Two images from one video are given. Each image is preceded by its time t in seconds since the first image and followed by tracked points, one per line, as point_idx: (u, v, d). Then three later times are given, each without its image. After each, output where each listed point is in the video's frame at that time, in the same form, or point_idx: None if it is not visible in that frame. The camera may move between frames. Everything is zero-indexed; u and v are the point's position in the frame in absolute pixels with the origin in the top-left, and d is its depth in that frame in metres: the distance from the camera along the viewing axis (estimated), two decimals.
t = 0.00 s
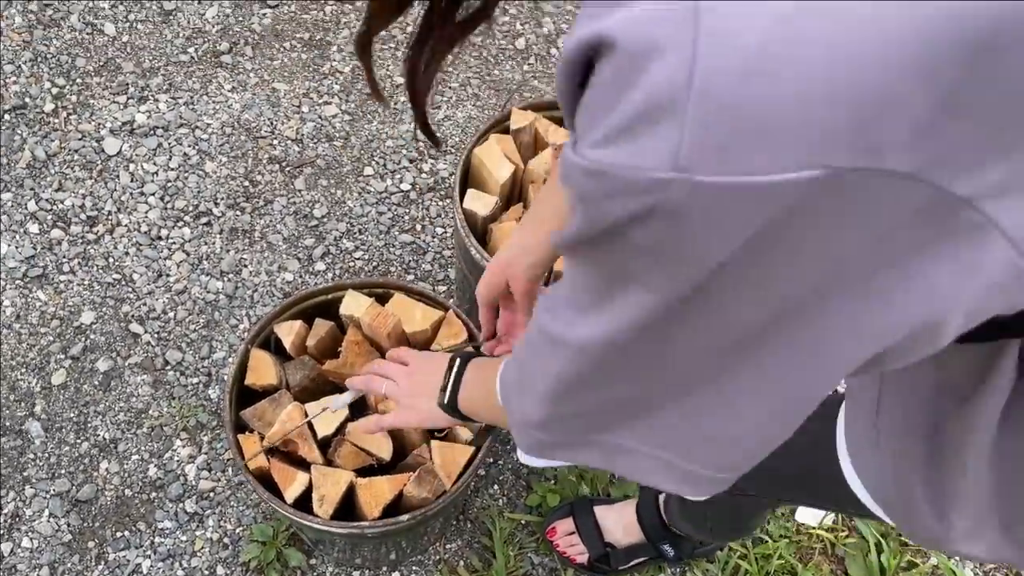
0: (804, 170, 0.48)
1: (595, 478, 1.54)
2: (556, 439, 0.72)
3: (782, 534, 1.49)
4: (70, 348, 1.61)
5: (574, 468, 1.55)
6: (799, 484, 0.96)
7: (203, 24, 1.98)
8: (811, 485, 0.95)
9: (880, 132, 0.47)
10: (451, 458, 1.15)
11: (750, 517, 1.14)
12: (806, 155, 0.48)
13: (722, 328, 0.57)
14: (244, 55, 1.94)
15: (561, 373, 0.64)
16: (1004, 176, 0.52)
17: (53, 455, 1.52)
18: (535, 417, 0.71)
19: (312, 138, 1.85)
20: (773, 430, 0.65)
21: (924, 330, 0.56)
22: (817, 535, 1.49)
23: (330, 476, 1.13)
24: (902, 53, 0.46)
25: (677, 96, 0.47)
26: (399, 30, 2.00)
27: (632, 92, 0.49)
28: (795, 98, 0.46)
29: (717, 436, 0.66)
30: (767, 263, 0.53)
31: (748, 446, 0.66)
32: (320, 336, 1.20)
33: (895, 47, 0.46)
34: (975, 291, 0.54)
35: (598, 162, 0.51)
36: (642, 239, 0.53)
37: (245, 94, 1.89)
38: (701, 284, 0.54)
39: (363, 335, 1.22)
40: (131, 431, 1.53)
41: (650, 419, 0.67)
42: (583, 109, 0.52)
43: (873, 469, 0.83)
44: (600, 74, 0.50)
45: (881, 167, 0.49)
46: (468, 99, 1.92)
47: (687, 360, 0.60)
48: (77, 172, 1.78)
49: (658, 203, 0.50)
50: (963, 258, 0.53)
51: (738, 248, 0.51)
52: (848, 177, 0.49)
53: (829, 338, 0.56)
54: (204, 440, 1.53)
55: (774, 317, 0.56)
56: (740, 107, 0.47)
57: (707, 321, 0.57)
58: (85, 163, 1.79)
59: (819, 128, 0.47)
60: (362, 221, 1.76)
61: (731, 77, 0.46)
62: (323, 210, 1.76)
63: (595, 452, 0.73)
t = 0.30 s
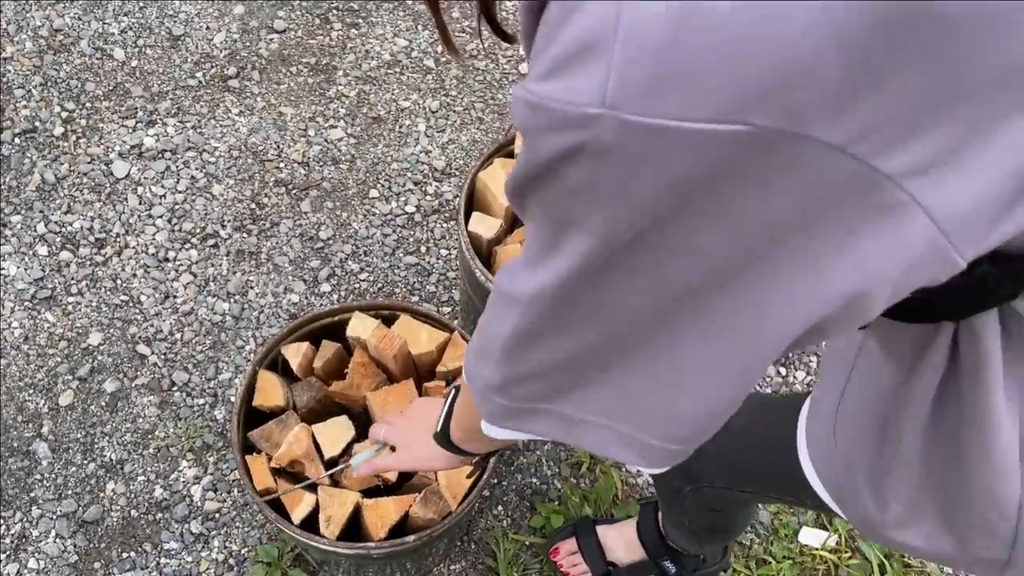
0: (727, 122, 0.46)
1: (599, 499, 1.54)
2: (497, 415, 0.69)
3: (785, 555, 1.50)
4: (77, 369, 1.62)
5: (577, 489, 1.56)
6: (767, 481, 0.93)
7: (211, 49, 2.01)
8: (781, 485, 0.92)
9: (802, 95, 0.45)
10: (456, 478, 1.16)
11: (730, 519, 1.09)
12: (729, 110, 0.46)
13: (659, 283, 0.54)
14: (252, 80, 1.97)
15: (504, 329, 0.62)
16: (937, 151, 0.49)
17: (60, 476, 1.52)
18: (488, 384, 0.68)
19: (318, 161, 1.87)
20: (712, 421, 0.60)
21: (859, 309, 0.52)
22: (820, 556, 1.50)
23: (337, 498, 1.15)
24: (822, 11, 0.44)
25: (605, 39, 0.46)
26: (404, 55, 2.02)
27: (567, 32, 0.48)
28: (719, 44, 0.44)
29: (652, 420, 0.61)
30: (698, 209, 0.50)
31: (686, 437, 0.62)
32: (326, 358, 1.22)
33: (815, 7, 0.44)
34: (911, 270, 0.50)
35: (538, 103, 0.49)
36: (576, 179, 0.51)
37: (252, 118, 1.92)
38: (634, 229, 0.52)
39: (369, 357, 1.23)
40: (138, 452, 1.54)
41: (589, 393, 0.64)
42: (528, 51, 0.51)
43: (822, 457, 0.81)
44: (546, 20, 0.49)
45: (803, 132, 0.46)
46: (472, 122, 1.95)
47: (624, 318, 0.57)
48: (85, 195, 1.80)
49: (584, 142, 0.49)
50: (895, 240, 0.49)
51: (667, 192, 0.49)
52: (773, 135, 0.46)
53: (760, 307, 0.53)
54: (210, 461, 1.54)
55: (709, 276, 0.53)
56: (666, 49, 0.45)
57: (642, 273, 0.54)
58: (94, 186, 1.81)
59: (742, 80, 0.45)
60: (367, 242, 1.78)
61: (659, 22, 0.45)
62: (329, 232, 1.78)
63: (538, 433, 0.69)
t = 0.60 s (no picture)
0: (735, 101, 0.47)
1: (602, 518, 1.54)
2: (476, 390, 0.69)
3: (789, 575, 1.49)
4: (79, 389, 1.62)
5: (580, 508, 1.56)
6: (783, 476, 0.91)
7: (214, 70, 2.02)
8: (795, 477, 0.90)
9: (811, 82, 0.46)
10: (459, 497, 1.15)
11: (736, 523, 1.08)
12: (738, 92, 0.47)
13: (656, 259, 0.55)
14: (255, 100, 1.98)
15: (494, 298, 0.62)
16: (951, 145, 0.49)
17: (61, 495, 1.52)
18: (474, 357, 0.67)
19: (321, 181, 1.88)
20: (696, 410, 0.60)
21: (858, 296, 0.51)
22: None
23: (340, 516, 1.14)
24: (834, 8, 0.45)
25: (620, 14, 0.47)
26: (406, 75, 2.04)
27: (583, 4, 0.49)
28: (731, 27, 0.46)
29: (636, 403, 0.61)
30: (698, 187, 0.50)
31: (666, 424, 0.62)
32: (330, 376, 1.22)
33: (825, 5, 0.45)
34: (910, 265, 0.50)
35: (549, 62, 0.51)
36: (580, 148, 0.52)
37: (256, 138, 1.93)
38: (635, 204, 0.52)
39: (373, 374, 1.24)
40: (139, 471, 1.54)
41: (575, 375, 0.63)
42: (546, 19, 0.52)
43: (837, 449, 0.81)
44: None
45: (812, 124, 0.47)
46: (474, 142, 1.96)
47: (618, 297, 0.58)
48: (89, 215, 1.81)
49: (590, 112, 0.50)
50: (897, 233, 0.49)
51: (672, 168, 0.50)
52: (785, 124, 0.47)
53: (757, 289, 0.53)
54: (212, 480, 1.53)
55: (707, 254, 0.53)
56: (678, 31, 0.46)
57: (644, 246, 0.54)
58: (98, 206, 1.82)
59: (754, 64, 0.46)
60: (369, 261, 1.78)
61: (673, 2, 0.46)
62: (331, 251, 1.79)
63: (516, 415, 0.68)
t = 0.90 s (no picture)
0: (769, 101, 0.44)
1: (602, 537, 1.53)
2: (493, 390, 0.66)
3: None
4: (80, 408, 1.62)
5: (581, 526, 1.55)
6: (802, 484, 0.91)
7: (216, 90, 2.04)
8: (814, 484, 0.90)
9: (840, 78, 0.43)
10: (461, 516, 1.15)
11: (754, 539, 1.08)
12: (768, 92, 0.44)
13: (686, 262, 0.51)
14: (256, 120, 2.00)
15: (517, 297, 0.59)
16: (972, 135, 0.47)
17: (61, 515, 1.52)
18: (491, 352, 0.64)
19: (322, 200, 1.89)
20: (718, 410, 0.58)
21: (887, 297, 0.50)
22: None
23: (341, 534, 1.14)
24: None
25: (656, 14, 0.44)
26: (406, 95, 2.05)
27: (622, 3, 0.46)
28: (763, 22, 0.42)
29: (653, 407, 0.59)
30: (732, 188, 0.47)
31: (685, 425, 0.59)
32: (331, 395, 1.23)
33: None
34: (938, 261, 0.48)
35: (588, 65, 0.47)
36: (610, 147, 0.48)
37: (257, 157, 1.94)
38: (665, 206, 0.49)
39: (374, 393, 1.24)
40: (139, 491, 1.54)
41: (592, 377, 0.61)
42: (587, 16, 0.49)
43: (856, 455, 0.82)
44: None
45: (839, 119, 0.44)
46: (474, 161, 1.97)
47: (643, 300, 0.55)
48: (91, 234, 1.82)
49: (620, 113, 0.46)
50: (923, 226, 0.47)
51: (706, 169, 0.47)
52: (816, 120, 0.44)
53: (788, 293, 0.51)
54: (212, 499, 1.53)
55: (740, 257, 0.50)
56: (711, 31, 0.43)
57: (676, 245, 0.51)
58: (100, 225, 1.83)
59: (786, 60, 0.43)
60: (369, 279, 1.79)
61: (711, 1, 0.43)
62: (332, 270, 1.80)
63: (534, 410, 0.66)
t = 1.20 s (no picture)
0: (800, 108, 0.43)
1: (606, 556, 1.51)
2: (518, 423, 0.65)
3: None
4: (82, 428, 1.61)
5: (585, 546, 1.55)
6: (814, 495, 0.91)
7: (218, 110, 2.04)
8: (829, 503, 0.90)
9: (863, 83, 0.43)
10: (467, 536, 1.15)
11: (765, 561, 1.08)
12: (797, 97, 0.43)
13: (715, 277, 0.51)
14: (259, 139, 2.00)
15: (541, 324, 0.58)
16: (983, 146, 0.47)
17: (63, 536, 1.51)
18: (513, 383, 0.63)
19: (324, 219, 1.89)
20: (748, 428, 0.57)
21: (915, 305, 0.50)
22: None
23: (347, 556, 1.14)
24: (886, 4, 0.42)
25: (687, 18, 0.43)
26: (408, 115, 2.06)
27: (649, 11, 0.45)
28: (793, 28, 0.42)
29: (682, 426, 0.58)
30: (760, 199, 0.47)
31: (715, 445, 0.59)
32: (337, 416, 1.22)
33: None
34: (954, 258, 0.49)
35: (618, 77, 0.46)
36: (637, 165, 0.47)
37: (259, 177, 1.95)
38: (695, 219, 0.48)
39: (379, 414, 1.24)
40: (142, 512, 1.53)
41: (618, 402, 0.60)
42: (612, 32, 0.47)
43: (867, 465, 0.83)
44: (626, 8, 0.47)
45: (861, 124, 0.44)
46: (475, 180, 1.98)
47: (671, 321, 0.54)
48: (93, 254, 1.82)
49: (650, 126, 0.45)
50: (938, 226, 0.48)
51: (735, 181, 0.46)
52: (838, 125, 0.44)
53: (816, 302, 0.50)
54: (214, 520, 1.52)
55: (771, 274, 0.50)
56: (743, 38, 0.43)
57: (705, 264, 0.50)
58: (102, 245, 1.83)
59: (813, 64, 0.42)
60: (372, 298, 1.79)
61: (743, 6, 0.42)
62: (334, 289, 1.80)
63: (557, 443, 0.64)
